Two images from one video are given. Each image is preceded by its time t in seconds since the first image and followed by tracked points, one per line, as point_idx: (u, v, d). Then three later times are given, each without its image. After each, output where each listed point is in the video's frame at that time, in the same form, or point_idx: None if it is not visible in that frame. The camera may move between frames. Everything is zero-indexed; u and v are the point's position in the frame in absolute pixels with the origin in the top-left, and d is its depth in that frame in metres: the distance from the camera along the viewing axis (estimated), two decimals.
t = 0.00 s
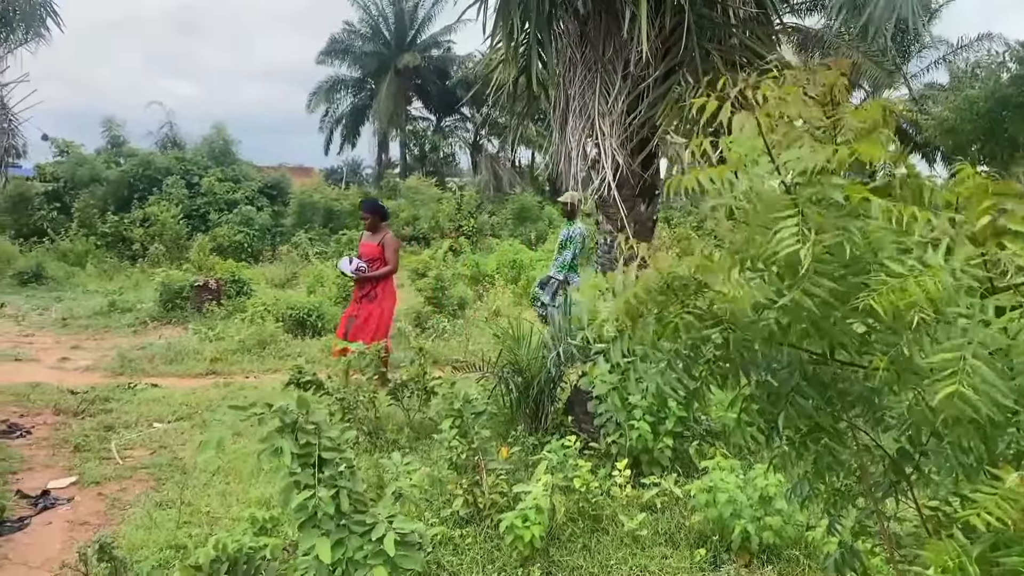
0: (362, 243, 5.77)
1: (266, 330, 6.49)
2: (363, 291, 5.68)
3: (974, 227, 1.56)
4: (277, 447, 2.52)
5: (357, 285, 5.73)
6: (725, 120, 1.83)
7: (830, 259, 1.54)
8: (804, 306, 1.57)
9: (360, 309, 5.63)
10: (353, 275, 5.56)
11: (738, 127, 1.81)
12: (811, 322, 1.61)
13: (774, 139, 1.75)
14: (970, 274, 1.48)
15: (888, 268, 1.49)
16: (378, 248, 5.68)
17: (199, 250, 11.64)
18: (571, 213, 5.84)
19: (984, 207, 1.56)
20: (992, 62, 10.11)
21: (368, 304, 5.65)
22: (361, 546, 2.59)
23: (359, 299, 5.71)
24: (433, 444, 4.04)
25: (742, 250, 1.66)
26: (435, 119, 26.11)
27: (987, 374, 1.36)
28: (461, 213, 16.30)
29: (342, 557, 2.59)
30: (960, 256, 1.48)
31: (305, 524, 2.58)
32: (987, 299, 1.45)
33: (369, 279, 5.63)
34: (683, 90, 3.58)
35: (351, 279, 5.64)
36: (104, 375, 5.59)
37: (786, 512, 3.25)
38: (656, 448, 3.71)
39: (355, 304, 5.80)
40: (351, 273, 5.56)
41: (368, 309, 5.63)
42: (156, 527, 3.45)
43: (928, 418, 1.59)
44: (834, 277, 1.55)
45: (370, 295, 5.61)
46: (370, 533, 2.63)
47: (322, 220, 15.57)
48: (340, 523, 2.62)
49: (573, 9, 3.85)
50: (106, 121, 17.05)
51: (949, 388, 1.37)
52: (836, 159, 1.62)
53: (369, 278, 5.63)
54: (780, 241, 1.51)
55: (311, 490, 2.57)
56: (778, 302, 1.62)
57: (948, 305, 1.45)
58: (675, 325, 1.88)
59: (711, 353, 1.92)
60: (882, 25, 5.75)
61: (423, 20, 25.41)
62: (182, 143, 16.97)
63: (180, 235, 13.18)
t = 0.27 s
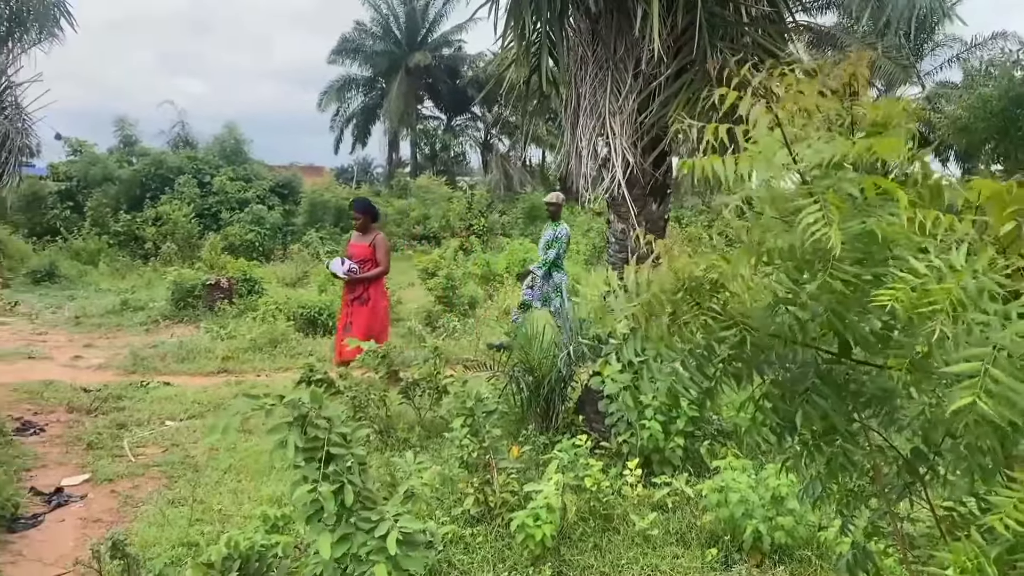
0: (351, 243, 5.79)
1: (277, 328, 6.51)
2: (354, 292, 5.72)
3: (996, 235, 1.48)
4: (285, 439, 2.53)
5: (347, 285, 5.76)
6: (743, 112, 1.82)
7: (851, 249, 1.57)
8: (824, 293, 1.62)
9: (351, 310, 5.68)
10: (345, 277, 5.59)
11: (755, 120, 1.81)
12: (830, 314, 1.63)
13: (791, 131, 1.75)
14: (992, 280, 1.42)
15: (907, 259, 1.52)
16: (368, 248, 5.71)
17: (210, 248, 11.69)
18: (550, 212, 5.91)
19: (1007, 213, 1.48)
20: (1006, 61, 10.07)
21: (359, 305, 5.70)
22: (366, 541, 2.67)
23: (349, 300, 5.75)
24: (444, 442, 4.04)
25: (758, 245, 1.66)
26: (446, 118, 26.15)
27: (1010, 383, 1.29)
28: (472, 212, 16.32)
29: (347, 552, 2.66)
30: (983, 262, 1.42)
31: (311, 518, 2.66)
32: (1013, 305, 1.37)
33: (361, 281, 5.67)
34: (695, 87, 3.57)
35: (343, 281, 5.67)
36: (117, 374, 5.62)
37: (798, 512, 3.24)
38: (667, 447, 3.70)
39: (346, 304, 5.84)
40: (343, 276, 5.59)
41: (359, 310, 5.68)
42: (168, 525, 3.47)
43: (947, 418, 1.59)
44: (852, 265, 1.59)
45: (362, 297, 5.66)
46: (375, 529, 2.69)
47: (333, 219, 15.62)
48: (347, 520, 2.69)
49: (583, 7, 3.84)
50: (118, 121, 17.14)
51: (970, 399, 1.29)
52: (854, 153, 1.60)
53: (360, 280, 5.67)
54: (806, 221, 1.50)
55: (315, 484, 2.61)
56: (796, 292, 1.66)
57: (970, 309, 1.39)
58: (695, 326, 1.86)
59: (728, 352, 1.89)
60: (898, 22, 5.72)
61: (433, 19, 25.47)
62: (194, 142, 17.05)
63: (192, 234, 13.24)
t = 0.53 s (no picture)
0: (342, 239, 5.35)
1: (290, 327, 6.53)
2: (345, 291, 5.29)
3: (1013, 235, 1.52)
4: (305, 436, 2.63)
5: (339, 286, 5.35)
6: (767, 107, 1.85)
7: (870, 246, 1.57)
8: (844, 292, 1.59)
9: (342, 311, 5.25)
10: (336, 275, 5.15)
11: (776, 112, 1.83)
12: (848, 310, 1.61)
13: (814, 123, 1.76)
14: (1009, 278, 1.43)
15: (926, 257, 1.50)
16: (362, 245, 5.28)
17: (224, 247, 11.75)
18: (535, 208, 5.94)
19: None
20: None
21: (351, 305, 5.26)
22: (384, 538, 2.72)
23: (341, 300, 5.32)
24: (457, 441, 4.04)
25: (776, 240, 1.67)
26: (458, 117, 26.19)
27: (1022, 386, 1.30)
28: (484, 211, 16.33)
29: (364, 549, 2.71)
30: (1001, 262, 1.44)
31: (328, 515, 2.69)
32: None
33: (353, 279, 5.23)
34: (710, 84, 3.58)
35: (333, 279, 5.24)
36: (131, 372, 5.65)
37: (812, 513, 3.23)
38: (680, 447, 3.68)
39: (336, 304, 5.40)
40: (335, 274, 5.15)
41: (350, 310, 5.25)
42: (183, 522, 3.49)
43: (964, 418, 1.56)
44: (871, 260, 1.58)
45: (354, 296, 5.23)
46: (393, 525, 2.75)
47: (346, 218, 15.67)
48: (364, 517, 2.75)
49: (597, 6, 3.84)
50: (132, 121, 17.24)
51: (981, 397, 1.31)
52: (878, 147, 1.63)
53: (352, 278, 5.23)
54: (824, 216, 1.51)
55: (335, 481, 2.67)
56: (814, 287, 1.62)
57: (984, 309, 1.41)
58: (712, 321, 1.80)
59: (744, 350, 1.84)
60: (915, 20, 5.69)
61: (446, 19, 25.53)
62: (207, 141, 17.12)
63: (206, 233, 13.30)
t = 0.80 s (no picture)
0: (342, 239, 5.27)
1: (305, 325, 6.56)
2: (343, 293, 5.22)
3: None
4: (324, 437, 2.73)
5: (338, 287, 5.27)
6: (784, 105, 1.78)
7: (897, 248, 1.56)
8: (867, 293, 1.60)
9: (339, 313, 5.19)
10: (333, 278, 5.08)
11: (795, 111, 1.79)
12: (873, 314, 1.60)
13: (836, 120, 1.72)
14: None
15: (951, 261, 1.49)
16: (362, 247, 5.18)
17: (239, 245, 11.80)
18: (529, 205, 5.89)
19: None
20: None
21: (349, 307, 5.19)
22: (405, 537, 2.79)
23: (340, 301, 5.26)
24: (472, 439, 4.05)
25: (799, 240, 1.66)
26: (473, 116, 26.23)
27: None
28: (497, 210, 16.35)
29: (385, 547, 2.78)
30: None
31: (349, 515, 2.77)
32: None
33: (351, 281, 5.15)
34: (727, 82, 3.58)
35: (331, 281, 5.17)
36: (148, 369, 5.70)
37: (829, 513, 3.22)
38: (695, 447, 3.67)
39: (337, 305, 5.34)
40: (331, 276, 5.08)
41: (347, 312, 5.18)
42: (200, 519, 3.52)
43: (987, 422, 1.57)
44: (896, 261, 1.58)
45: (352, 299, 5.15)
46: (413, 526, 2.82)
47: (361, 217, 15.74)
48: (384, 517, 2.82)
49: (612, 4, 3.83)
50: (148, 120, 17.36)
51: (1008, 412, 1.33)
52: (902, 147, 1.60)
53: (350, 280, 5.15)
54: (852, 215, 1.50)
55: (356, 482, 2.76)
56: (834, 290, 1.65)
57: (1010, 317, 1.39)
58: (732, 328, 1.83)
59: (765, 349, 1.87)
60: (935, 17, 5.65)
61: (460, 18, 25.58)
62: (223, 141, 17.22)
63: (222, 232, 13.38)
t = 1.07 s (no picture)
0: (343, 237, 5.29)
1: (323, 324, 6.60)
2: (342, 292, 5.26)
3: None
4: (343, 436, 2.76)
5: (337, 285, 5.31)
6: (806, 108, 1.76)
7: (923, 258, 1.51)
8: (892, 303, 1.54)
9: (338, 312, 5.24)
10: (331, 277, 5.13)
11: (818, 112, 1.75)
12: (898, 319, 1.56)
13: (857, 122, 1.68)
14: None
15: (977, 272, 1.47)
16: (362, 247, 5.20)
17: (257, 245, 11.87)
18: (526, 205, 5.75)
19: None
20: None
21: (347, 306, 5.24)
22: (425, 536, 2.83)
23: (339, 300, 5.31)
24: (489, 439, 4.05)
25: (823, 247, 1.60)
26: (489, 116, 26.28)
27: None
28: (514, 209, 16.37)
29: (406, 546, 2.81)
30: None
31: (369, 514, 2.81)
32: None
33: (350, 280, 5.19)
34: (746, 80, 3.57)
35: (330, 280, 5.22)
36: (168, 368, 5.74)
37: (850, 514, 3.19)
38: (715, 447, 3.65)
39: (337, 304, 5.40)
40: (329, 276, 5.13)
41: (345, 311, 5.22)
42: (221, 516, 3.54)
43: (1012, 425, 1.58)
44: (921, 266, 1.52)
45: (349, 299, 5.19)
46: (433, 524, 2.85)
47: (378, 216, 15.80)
48: (403, 515, 2.85)
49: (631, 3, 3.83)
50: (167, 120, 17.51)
51: None
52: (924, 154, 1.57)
53: (349, 280, 5.19)
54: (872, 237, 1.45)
55: (374, 481, 2.79)
56: (861, 299, 1.60)
57: None
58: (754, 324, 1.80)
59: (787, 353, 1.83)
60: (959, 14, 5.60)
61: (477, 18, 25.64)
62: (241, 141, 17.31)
63: (240, 232, 13.44)
